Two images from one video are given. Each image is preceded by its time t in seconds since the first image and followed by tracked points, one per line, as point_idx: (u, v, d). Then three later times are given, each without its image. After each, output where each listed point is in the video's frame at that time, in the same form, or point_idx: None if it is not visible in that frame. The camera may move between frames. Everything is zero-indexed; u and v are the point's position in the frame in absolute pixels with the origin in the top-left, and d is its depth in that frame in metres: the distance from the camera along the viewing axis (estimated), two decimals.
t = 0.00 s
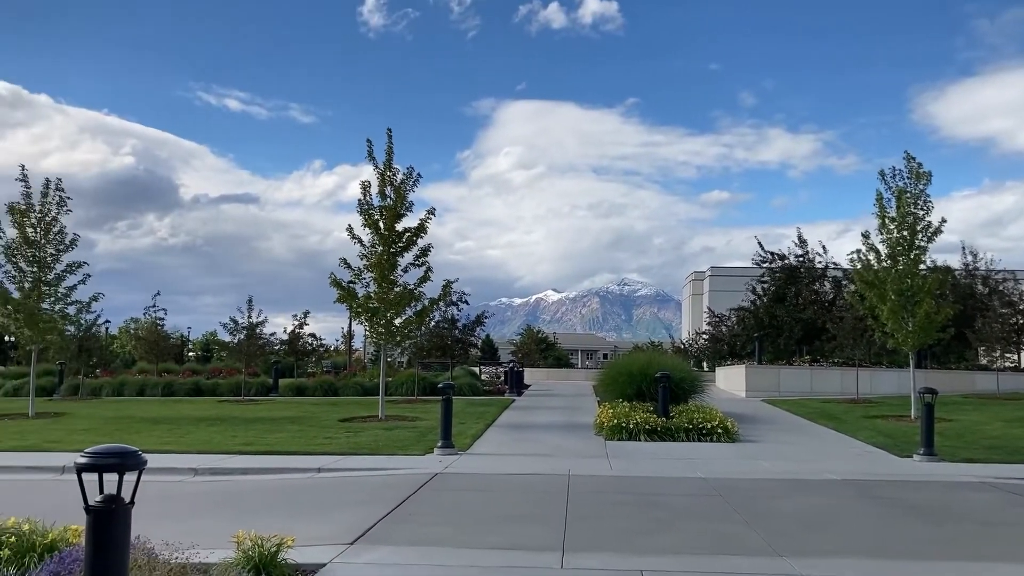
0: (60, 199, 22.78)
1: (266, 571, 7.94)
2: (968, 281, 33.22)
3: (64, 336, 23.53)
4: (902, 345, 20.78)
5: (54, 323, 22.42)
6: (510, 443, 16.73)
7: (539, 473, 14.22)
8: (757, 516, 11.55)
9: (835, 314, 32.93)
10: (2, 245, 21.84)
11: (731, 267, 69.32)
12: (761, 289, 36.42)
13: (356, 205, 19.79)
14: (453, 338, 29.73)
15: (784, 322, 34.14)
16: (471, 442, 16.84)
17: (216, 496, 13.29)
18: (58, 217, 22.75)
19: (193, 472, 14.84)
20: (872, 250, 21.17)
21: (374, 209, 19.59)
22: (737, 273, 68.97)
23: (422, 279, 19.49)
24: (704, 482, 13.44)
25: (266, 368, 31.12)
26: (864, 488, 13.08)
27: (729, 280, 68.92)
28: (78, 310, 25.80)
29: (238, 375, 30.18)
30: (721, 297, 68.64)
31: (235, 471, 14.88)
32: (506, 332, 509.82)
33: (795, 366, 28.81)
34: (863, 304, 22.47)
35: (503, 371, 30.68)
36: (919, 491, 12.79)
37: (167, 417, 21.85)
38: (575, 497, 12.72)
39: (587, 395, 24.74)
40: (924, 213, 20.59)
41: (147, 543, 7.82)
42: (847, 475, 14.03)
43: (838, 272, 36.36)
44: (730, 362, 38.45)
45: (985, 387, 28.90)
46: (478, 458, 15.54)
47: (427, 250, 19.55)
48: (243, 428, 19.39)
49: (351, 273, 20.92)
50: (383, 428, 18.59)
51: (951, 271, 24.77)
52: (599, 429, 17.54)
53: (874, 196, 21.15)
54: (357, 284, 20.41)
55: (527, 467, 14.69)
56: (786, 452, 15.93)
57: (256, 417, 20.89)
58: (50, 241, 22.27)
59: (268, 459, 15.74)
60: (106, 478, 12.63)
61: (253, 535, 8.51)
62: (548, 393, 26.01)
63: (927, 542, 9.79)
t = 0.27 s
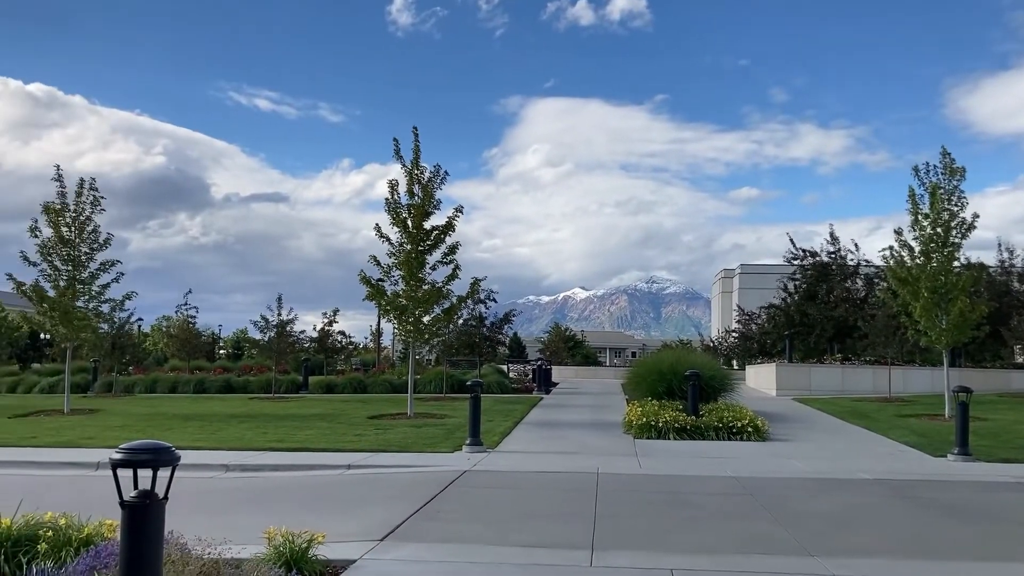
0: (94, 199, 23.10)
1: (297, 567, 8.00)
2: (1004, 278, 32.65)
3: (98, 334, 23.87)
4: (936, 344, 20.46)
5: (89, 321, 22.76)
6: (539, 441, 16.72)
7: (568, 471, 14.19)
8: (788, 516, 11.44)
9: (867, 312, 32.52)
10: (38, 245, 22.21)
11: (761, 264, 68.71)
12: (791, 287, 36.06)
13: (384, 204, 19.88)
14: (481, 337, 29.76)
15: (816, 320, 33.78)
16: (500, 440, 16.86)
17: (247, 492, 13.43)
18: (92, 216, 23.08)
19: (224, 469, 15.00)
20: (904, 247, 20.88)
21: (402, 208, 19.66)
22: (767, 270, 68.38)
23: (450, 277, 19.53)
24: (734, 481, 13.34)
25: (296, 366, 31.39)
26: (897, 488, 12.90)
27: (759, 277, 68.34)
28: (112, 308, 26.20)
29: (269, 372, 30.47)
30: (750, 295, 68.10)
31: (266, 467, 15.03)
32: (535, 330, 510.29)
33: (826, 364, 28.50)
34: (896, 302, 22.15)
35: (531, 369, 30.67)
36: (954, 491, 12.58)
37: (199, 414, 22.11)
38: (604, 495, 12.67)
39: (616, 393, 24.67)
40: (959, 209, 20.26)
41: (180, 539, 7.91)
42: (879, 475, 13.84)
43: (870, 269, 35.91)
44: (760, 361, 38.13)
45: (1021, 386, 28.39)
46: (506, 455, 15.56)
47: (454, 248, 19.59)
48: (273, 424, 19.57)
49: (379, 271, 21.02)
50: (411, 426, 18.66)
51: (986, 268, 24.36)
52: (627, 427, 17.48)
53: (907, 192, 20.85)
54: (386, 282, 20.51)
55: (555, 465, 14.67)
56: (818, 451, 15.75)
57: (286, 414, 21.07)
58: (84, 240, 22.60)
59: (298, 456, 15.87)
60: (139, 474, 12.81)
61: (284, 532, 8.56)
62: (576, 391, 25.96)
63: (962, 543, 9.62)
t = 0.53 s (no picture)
0: (128, 199, 23.46)
1: (328, 562, 8.08)
2: None
3: (132, 331, 24.23)
4: (970, 342, 20.12)
5: (123, 318, 23.11)
6: (567, 439, 16.70)
7: (597, 469, 14.16)
8: (820, 515, 11.32)
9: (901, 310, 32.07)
10: (73, 244, 22.60)
11: (792, 261, 68.05)
12: (823, 285, 35.68)
13: (413, 202, 19.96)
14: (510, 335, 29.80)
15: (848, 318, 33.39)
16: (528, 438, 16.87)
17: (278, 488, 13.57)
18: (126, 215, 23.41)
19: (256, 465, 15.16)
20: (938, 244, 20.56)
21: (431, 206, 19.74)
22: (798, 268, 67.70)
23: (479, 275, 19.57)
24: (765, 480, 13.22)
25: (326, 363, 31.65)
26: (931, 488, 12.72)
27: (790, 275, 67.67)
28: (145, 306, 26.59)
29: (299, 369, 30.75)
30: (781, 293, 67.47)
31: (297, 464, 15.17)
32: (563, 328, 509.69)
33: (858, 363, 28.17)
34: (930, 299, 21.82)
35: (560, 367, 30.65)
36: (990, 491, 12.37)
37: (231, 410, 22.36)
38: (634, 493, 12.63)
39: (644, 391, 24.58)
40: (994, 206, 19.92)
41: (213, 534, 8.01)
42: (913, 474, 13.65)
43: (904, 267, 35.42)
44: (791, 359, 37.79)
45: None
46: (535, 453, 15.56)
47: (482, 246, 19.62)
48: (304, 421, 19.75)
49: (408, 269, 21.13)
50: (440, 423, 18.73)
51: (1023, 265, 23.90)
52: (657, 426, 17.40)
53: (941, 189, 20.54)
54: (414, 280, 20.60)
55: (584, 464, 14.65)
56: (850, 451, 15.57)
57: (317, 411, 21.25)
58: (118, 239, 22.94)
59: (328, 453, 16.00)
60: (173, 470, 12.99)
61: (315, 528, 8.63)
62: (604, 389, 25.91)
63: (999, 544, 9.46)
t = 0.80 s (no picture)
0: (160, 199, 23.75)
1: (357, 560, 8.14)
2: None
3: (164, 330, 24.53)
4: (1006, 341, 19.74)
5: (155, 317, 23.42)
6: (595, 439, 16.65)
7: (625, 469, 14.10)
8: (851, 516, 11.18)
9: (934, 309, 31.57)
10: (106, 244, 22.93)
11: (823, 260, 67.30)
12: (854, 283, 35.26)
13: (441, 201, 20.02)
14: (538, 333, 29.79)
15: (880, 316, 32.96)
16: (556, 437, 16.85)
17: (308, 486, 13.68)
18: (158, 215, 23.72)
19: (286, 463, 15.30)
20: (972, 241, 20.22)
21: (459, 205, 19.77)
22: (829, 266, 66.94)
23: (506, 273, 19.58)
24: (795, 480, 13.09)
25: (354, 361, 31.86)
26: (966, 489, 12.51)
27: (821, 274, 66.94)
28: (177, 304, 26.92)
29: (329, 367, 30.98)
30: (811, 292, 66.77)
31: (326, 461, 15.28)
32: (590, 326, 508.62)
33: (890, 362, 27.78)
34: (965, 298, 21.45)
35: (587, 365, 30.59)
36: None
37: (262, 408, 22.59)
38: (663, 493, 12.57)
39: (672, 390, 24.44)
40: None
41: (244, 531, 8.08)
42: (947, 475, 13.44)
43: (937, 265, 34.90)
44: (822, 358, 37.39)
45: None
46: (562, 452, 15.54)
47: (510, 245, 19.62)
48: (333, 419, 19.88)
49: (436, 268, 21.19)
50: (468, 421, 18.77)
51: None
52: (686, 425, 17.28)
53: (975, 185, 20.21)
54: (442, 279, 20.66)
55: (612, 463, 14.60)
56: (882, 451, 15.36)
57: (346, 409, 21.39)
58: (151, 239, 23.25)
59: (357, 450, 16.10)
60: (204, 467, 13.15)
61: (345, 525, 8.67)
62: (633, 388, 25.80)
63: None
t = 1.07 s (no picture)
0: (190, 200, 24.05)
1: (385, 558, 8.21)
2: None
3: (195, 329, 24.84)
4: None
5: (186, 316, 23.72)
6: (623, 438, 16.62)
7: (653, 468, 14.07)
8: (882, 517, 11.07)
9: (967, 308, 31.07)
10: (138, 244, 23.27)
11: (853, 259, 66.57)
12: (884, 282, 34.87)
13: (467, 201, 20.08)
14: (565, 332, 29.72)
15: (910, 315, 32.54)
16: (583, 436, 16.84)
17: (337, 484, 13.80)
18: (189, 215, 24.01)
19: (315, 460, 15.44)
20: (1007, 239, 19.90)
21: (485, 204, 19.83)
22: (860, 265, 66.19)
23: (533, 273, 19.59)
24: (825, 481, 12.98)
25: (382, 360, 32.08)
26: (999, 491, 12.33)
27: (852, 273, 66.20)
28: (207, 304, 27.25)
29: (357, 366, 31.21)
30: (842, 291, 66.08)
31: (355, 460, 15.40)
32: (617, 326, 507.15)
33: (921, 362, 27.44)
34: (998, 297, 21.13)
35: (614, 365, 30.53)
36: None
37: (291, 407, 22.82)
38: (691, 492, 12.53)
39: (700, 390, 24.33)
40: None
41: (275, 527, 8.18)
42: (980, 477, 13.25)
43: (970, 264, 34.41)
44: (852, 358, 37.03)
45: None
46: (590, 451, 15.54)
47: (537, 244, 19.63)
48: (361, 418, 20.03)
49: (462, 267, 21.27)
50: (495, 421, 18.82)
51: None
52: (714, 425, 17.20)
53: (1008, 183, 19.92)
54: (469, 278, 20.72)
55: (639, 462, 14.57)
56: (914, 452, 15.19)
57: (373, 408, 21.54)
58: (181, 239, 23.55)
59: (385, 449, 16.21)
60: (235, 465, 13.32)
61: (373, 522, 8.75)
62: (660, 388, 25.72)
63: None
